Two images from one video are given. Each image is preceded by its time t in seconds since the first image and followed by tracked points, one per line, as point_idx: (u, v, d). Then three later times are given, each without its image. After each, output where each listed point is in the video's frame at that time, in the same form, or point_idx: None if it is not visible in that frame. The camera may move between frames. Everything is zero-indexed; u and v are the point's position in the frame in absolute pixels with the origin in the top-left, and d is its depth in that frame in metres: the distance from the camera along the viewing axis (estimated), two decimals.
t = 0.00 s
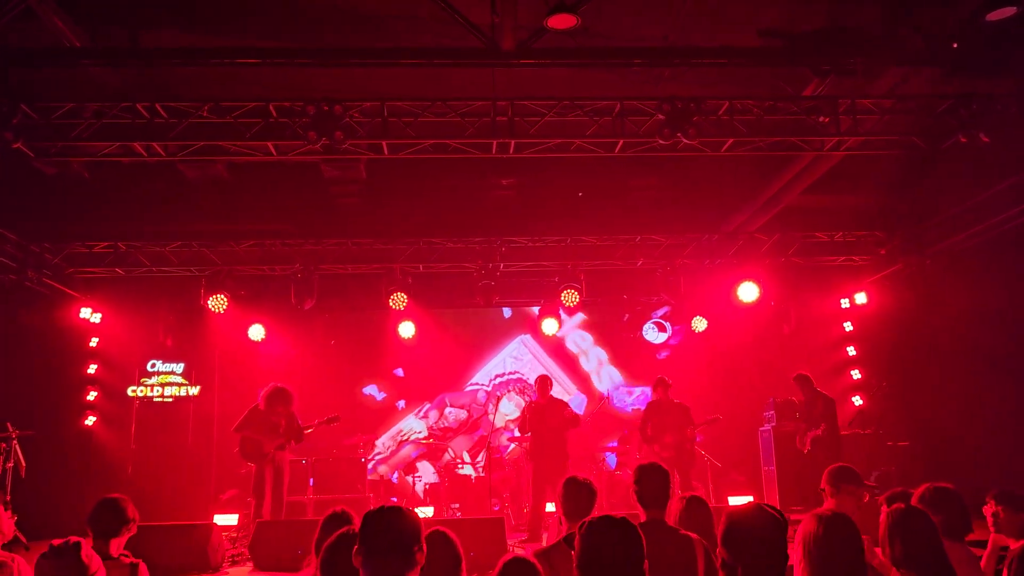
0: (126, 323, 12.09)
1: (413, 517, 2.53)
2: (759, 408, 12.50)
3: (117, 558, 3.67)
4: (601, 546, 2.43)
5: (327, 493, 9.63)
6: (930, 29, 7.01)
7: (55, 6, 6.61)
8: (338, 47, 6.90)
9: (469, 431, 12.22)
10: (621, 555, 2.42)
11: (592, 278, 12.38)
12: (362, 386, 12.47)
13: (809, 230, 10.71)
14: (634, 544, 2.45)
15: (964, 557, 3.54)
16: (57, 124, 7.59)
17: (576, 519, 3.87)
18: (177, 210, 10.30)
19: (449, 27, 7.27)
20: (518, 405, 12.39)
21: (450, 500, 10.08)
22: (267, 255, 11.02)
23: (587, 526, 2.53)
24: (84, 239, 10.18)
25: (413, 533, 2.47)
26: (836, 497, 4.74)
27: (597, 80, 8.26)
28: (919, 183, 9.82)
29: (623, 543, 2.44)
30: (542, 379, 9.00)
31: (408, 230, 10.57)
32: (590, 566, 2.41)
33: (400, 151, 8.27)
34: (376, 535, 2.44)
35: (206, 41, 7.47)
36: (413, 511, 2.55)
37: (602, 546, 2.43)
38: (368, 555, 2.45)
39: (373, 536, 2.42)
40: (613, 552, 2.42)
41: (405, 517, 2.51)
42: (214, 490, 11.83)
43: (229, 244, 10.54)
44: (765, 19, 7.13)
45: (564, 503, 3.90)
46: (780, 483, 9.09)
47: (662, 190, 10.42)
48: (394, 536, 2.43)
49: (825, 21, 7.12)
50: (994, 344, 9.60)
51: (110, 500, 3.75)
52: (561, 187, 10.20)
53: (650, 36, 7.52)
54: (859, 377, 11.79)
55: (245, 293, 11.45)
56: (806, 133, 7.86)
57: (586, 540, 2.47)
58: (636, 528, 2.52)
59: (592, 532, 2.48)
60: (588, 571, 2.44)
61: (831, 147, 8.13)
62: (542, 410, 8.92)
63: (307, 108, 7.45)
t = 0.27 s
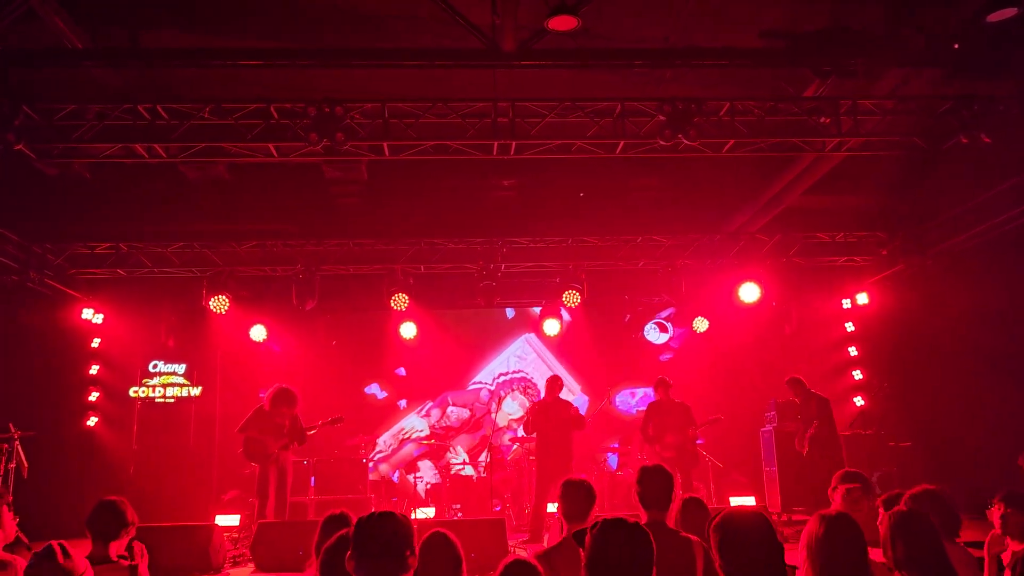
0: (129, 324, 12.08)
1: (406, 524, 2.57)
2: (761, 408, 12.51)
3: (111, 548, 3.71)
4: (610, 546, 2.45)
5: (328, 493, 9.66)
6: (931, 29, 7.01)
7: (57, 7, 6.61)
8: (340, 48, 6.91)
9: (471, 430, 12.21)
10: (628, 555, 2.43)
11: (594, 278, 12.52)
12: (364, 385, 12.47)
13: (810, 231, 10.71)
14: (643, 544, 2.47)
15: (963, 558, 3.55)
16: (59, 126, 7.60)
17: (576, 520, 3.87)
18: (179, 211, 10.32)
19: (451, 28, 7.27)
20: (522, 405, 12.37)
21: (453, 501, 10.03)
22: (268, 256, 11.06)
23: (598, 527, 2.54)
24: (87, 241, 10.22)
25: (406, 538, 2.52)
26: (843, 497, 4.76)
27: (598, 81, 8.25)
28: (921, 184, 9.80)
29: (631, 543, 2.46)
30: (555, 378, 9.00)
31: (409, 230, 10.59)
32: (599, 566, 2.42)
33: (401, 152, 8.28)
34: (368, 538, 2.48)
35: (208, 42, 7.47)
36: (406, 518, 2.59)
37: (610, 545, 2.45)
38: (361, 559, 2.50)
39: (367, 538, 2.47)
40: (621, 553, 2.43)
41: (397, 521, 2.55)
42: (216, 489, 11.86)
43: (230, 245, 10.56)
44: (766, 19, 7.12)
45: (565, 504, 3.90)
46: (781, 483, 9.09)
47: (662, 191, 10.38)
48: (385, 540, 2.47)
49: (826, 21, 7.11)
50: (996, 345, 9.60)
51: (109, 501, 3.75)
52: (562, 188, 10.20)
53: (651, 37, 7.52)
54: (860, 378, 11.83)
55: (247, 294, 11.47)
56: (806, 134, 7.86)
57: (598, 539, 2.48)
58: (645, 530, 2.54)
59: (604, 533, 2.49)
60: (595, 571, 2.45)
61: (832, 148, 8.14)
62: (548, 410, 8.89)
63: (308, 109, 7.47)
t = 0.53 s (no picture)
0: (131, 326, 12.10)
1: (404, 527, 2.58)
2: (762, 409, 12.49)
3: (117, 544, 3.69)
4: (616, 547, 2.45)
5: (329, 494, 9.67)
6: (931, 29, 7.00)
7: (58, 8, 6.62)
8: (340, 50, 6.92)
9: (473, 429, 12.24)
10: (633, 555, 2.43)
11: (595, 280, 12.45)
12: (366, 385, 12.50)
13: (811, 231, 10.78)
14: (648, 545, 2.47)
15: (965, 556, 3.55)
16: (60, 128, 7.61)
17: (575, 521, 3.88)
18: (180, 213, 10.34)
19: (451, 29, 7.27)
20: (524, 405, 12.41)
21: (454, 502, 10.04)
22: (269, 258, 11.19)
23: (602, 529, 2.54)
24: (88, 242, 10.33)
25: (402, 541, 2.52)
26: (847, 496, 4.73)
27: (598, 82, 8.25)
28: (921, 184, 9.80)
29: (636, 543, 2.46)
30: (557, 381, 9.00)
31: (408, 231, 10.73)
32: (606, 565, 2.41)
33: (402, 154, 8.29)
34: (367, 538, 2.49)
35: (208, 42, 7.47)
36: (405, 521, 2.60)
37: (616, 545, 2.45)
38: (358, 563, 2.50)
39: (363, 540, 2.47)
40: (626, 553, 2.43)
41: (394, 524, 2.56)
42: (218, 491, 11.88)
43: (231, 247, 10.60)
44: (767, 19, 7.11)
45: (564, 505, 3.91)
46: (782, 484, 9.08)
47: (662, 192, 10.31)
48: (384, 541, 2.48)
49: (826, 21, 7.12)
50: (997, 345, 9.59)
51: (110, 505, 3.75)
52: (563, 189, 10.21)
53: (651, 37, 7.53)
54: (861, 379, 11.72)
55: (248, 296, 11.50)
56: (806, 134, 7.86)
57: (604, 539, 2.48)
58: (649, 530, 2.54)
59: (611, 534, 2.48)
60: (599, 570, 2.44)
61: (832, 148, 8.14)
62: (549, 410, 8.87)
63: (309, 111, 7.48)
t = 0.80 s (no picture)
0: (131, 325, 12.21)
1: (407, 525, 2.59)
2: (765, 407, 12.48)
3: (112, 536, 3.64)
4: (613, 547, 2.45)
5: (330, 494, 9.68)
6: (934, 27, 6.97)
7: (59, 9, 6.62)
8: (340, 49, 6.91)
9: (475, 428, 12.19)
10: (630, 556, 2.43)
11: (596, 278, 12.33)
12: (368, 383, 12.51)
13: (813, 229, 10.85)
14: (646, 546, 2.46)
15: (976, 553, 3.51)
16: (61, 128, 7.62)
17: (575, 520, 3.88)
18: (181, 213, 10.34)
19: (452, 27, 7.25)
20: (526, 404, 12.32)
21: (455, 501, 10.06)
22: (269, 258, 11.10)
23: (599, 529, 2.54)
24: (89, 243, 10.43)
25: (403, 542, 2.52)
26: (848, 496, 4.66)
27: (599, 81, 8.25)
28: (923, 183, 9.79)
29: (634, 543, 2.45)
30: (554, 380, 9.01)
31: (408, 232, 10.81)
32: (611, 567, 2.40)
33: (403, 153, 8.28)
34: (369, 536, 2.50)
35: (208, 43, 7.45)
36: (409, 521, 2.60)
37: (615, 545, 2.44)
38: (360, 562, 2.51)
39: (365, 540, 2.48)
40: (623, 554, 2.42)
41: (397, 524, 2.56)
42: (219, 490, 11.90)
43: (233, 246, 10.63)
44: (768, 17, 7.09)
45: (565, 504, 3.91)
46: (784, 482, 9.08)
47: (661, 196, 10.25)
48: (386, 539, 2.49)
49: (827, 20, 7.12)
50: (999, 344, 9.55)
51: (112, 503, 3.74)
52: (564, 189, 10.20)
53: (653, 36, 7.52)
54: (864, 377, 11.81)
55: (250, 296, 11.51)
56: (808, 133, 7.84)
57: (600, 540, 2.48)
58: (646, 529, 2.54)
59: (607, 535, 2.48)
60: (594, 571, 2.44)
61: (834, 147, 8.11)
62: (546, 410, 8.90)
63: (310, 111, 7.48)
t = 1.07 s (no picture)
0: (137, 324, 12.19)
1: (413, 522, 2.60)
2: (769, 404, 12.47)
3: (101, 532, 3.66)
4: (611, 544, 2.45)
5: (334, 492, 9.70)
6: (939, 24, 6.97)
7: (64, 8, 6.63)
8: (346, 47, 6.92)
9: (480, 425, 12.16)
10: (627, 554, 2.43)
11: (598, 275, 12.38)
12: (372, 380, 12.54)
13: (817, 227, 10.78)
14: (645, 545, 2.46)
15: (977, 552, 3.52)
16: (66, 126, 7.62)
17: (581, 518, 3.88)
18: (185, 211, 10.35)
19: (456, 25, 7.26)
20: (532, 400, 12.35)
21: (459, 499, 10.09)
22: (274, 256, 11.02)
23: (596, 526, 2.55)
24: (93, 241, 10.41)
25: (412, 540, 2.53)
26: (848, 492, 4.67)
27: (604, 79, 8.25)
28: (928, 180, 9.78)
29: (635, 542, 2.46)
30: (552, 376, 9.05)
31: (410, 228, 10.75)
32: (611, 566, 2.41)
33: (407, 151, 8.29)
34: (378, 533, 2.50)
35: (212, 41, 7.46)
36: (416, 518, 2.61)
37: (615, 540, 2.46)
38: (368, 560, 2.52)
39: (373, 537, 2.48)
40: (619, 552, 2.43)
41: (406, 522, 2.56)
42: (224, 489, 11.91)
43: (237, 245, 10.63)
44: (772, 15, 7.09)
45: (570, 502, 3.90)
46: (789, 480, 9.07)
47: (668, 187, 10.26)
48: (394, 535, 2.50)
49: (831, 18, 7.12)
50: (1003, 342, 9.55)
51: (117, 501, 3.73)
52: (567, 186, 10.21)
53: (656, 34, 7.53)
54: (868, 374, 11.64)
55: (254, 294, 11.53)
56: (813, 131, 7.83)
57: (598, 537, 2.49)
58: (646, 527, 2.55)
59: (605, 531, 2.49)
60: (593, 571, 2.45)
61: (838, 144, 8.10)
62: (545, 408, 8.95)
63: (315, 109, 7.50)
